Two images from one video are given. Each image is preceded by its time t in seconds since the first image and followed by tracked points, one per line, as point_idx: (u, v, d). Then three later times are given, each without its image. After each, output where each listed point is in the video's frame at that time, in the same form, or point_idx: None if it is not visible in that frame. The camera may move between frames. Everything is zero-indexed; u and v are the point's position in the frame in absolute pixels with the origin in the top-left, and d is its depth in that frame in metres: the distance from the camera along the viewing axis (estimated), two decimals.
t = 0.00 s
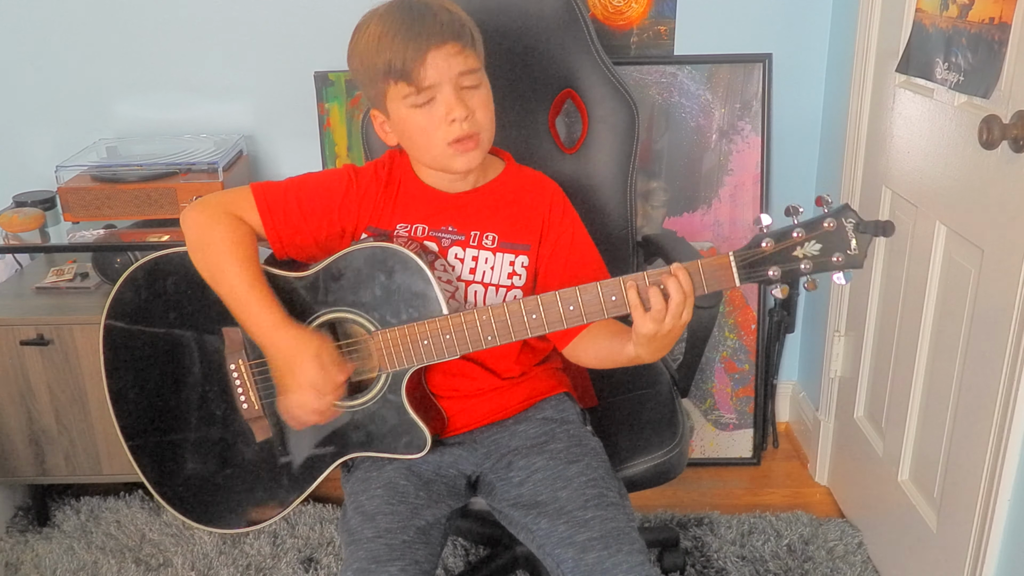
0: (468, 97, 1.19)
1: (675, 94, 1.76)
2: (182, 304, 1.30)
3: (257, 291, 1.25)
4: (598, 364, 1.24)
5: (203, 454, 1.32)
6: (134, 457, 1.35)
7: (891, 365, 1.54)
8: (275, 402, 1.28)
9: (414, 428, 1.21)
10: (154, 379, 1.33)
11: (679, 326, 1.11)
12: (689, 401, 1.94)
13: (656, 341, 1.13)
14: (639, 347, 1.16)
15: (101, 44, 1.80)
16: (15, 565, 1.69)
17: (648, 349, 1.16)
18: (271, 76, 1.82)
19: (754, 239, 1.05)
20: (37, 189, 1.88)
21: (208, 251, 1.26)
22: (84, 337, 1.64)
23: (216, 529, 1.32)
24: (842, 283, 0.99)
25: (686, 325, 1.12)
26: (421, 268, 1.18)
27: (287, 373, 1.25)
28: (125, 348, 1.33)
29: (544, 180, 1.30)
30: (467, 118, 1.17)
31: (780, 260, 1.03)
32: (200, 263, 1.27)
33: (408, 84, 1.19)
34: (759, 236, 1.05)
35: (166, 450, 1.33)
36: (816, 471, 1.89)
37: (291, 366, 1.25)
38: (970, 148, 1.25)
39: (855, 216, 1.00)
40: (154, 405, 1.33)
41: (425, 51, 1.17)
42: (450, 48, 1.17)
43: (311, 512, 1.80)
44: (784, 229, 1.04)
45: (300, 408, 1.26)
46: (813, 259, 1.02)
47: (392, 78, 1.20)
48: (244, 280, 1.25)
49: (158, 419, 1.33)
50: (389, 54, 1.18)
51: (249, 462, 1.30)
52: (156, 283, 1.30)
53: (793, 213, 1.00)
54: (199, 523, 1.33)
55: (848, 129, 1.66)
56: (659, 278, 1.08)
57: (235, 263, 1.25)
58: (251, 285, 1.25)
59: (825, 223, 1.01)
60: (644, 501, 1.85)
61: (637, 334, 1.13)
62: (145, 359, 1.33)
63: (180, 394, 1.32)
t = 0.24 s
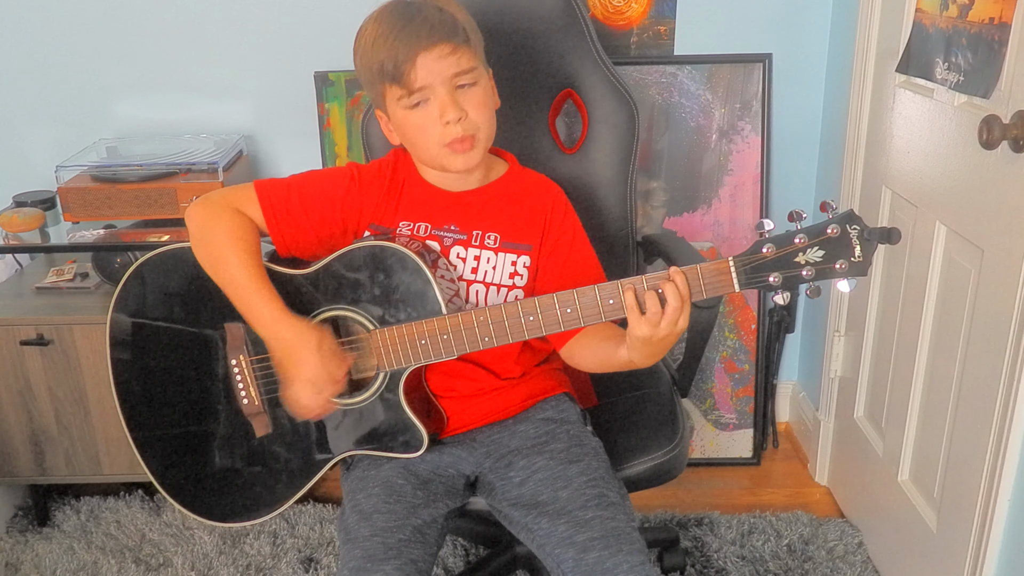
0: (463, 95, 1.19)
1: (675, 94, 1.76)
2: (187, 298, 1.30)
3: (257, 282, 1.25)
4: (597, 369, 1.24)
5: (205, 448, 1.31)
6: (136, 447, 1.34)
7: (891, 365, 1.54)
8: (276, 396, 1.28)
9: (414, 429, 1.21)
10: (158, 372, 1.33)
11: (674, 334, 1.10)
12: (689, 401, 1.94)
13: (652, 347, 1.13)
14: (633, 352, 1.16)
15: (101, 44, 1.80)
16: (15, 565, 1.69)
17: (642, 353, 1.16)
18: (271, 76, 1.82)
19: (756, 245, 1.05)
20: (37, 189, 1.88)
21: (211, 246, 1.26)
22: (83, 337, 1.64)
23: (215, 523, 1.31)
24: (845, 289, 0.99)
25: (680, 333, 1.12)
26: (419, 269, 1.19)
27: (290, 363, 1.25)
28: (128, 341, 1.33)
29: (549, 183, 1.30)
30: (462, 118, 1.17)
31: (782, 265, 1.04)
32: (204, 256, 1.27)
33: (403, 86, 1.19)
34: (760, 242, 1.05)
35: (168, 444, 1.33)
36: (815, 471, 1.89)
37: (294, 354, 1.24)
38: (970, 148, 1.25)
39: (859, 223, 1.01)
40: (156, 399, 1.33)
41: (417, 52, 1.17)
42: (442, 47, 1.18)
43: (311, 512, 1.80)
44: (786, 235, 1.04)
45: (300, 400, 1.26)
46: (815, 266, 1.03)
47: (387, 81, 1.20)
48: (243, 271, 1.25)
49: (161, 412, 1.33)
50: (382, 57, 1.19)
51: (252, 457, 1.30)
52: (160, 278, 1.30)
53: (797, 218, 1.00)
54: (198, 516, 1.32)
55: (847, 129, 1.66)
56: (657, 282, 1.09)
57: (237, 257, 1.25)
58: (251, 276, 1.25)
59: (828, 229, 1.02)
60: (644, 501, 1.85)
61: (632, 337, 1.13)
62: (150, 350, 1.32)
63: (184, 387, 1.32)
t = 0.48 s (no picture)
0: (454, 99, 1.19)
1: (675, 94, 1.76)
2: (187, 298, 1.30)
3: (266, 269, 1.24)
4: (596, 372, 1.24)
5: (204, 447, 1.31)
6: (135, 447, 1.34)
7: (892, 365, 1.54)
8: (275, 395, 1.28)
9: (415, 429, 1.21)
10: (158, 371, 1.33)
11: (678, 336, 1.10)
12: (689, 401, 1.94)
13: (656, 349, 1.13)
14: (633, 353, 1.16)
15: (101, 44, 1.79)
16: (14, 565, 1.69)
17: (642, 356, 1.15)
18: (271, 76, 1.82)
19: (760, 249, 1.04)
20: (37, 189, 1.88)
21: (217, 243, 1.25)
22: (83, 337, 1.64)
23: (213, 522, 1.31)
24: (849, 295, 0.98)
25: (684, 336, 1.11)
26: (424, 270, 1.18)
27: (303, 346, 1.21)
28: (129, 340, 1.33)
29: (551, 186, 1.30)
30: (451, 122, 1.17)
31: (786, 270, 1.03)
32: (211, 256, 1.26)
33: (393, 91, 1.20)
34: (765, 246, 1.04)
35: (168, 444, 1.33)
36: (815, 471, 1.89)
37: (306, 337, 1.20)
38: (970, 148, 1.25)
39: (863, 229, 1.00)
40: (157, 399, 1.33)
41: (405, 58, 1.18)
42: (429, 52, 1.18)
43: (311, 512, 1.80)
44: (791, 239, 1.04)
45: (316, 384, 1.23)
46: (820, 271, 1.02)
47: (379, 87, 1.22)
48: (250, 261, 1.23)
49: (160, 411, 1.33)
50: (373, 64, 1.20)
51: (253, 457, 1.30)
52: (161, 277, 1.30)
53: (800, 223, 1.00)
54: (197, 516, 1.32)
55: (847, 130, 1.66)
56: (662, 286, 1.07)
57: (244, 248, 1.24)
58: (262, 269, 1.24)
59: (832, 235, 1.00)
60: (644, 501, 1.85)
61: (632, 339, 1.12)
62: (149, 350, 1.32)
63: (183, 387, 1.32)
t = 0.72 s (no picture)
0: (453, 98, 1.19)
1: (675, 94, 1.76)
2: (186, 298, 1.30)
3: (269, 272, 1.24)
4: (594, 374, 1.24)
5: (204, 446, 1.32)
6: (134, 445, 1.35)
7: (892, 365, 1.54)
8: (275, 396, 1.28)
9: (415, 428, 1.21)
10: (156, 371, 1.33)
11: (681, 339, 1.10)
12: (689, 401, 1.94)
13: (659, 352, 1.13)
14: (636, 357, 1.16)
15: (101, 44, 1.80)
16: (15, 565, 1.69)
17: (644, 359, 1.16)
18: (271, 76, 1.82)
19: (764, 254, 1.04)
20: (37, 189, 1.88)
21: (218, 242, 1.25)
22: (83, 337, 1.64)
23: (212, 521, 1.33)
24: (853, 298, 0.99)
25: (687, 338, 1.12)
26: (427, 271, 1.18)
27: (310, 349, 1.23)
28: (128, 340, 1.33)
29: (552, 189, 1.30)
30: (449, 120, 1.17)
31: (789, 274, 1.04)
32: (210, 254, 1.26)
33: (393, 90, 1.20)
34: (768, 251, 1.04)
35: (167, 443, 1.34)
36: (816, 471, 1.89)
37: (312, 341, 1.22)
38: (970, 148, 1.25)
39: (865, 233, 1.01)
40: (156, 399, 1.34)
41: (403, 56, 1.18)
42: (428, 50, 1.18)
43: (311, 512, 1.80)
44: (793, 243, 1.04)
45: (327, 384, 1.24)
46: (822, 274, 1.03)
47: (379, 86, 1.22)
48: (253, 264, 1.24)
49: (159, 411, 1.34)
50: (373, 63, 1.21)
51: (253, 457, 1.30)
52: (160, 277, 1.30)
53: (803, 228, 1.01)
54: (196, 514, 1.34)
55: (847, 130, 1.66)
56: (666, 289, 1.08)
57: (247, 252, 1.24)
58: (263, 272, 1.24)
59: (835, 239, 1.01)
60: (644, 501, 1.85)
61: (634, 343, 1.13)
62: (148, 350, 1.33)
63: (182, 387, 1.32)
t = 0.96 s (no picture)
0: (453, 97, 1.19)
1: (675, 94, 1.77)
2: (185, 299, 1.30)
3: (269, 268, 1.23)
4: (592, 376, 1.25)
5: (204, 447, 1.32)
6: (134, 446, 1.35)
7: (892, 365, 1.54)
8: (275, 396, 1.28)
9: (414, 429, 1.20)
10: (156, 372, 1.33)
11: (678, 343, 1.10)
12: (689, 401, 1.94)
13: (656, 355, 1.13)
14: (634, 357, 1.17)
15: (101, 44, 1.80)
16: (14, 565, 1.69)
17: (642, 359, 1.16)
18: (271, 76, 1.82)
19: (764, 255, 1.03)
20: (37, 189, 1.88)
21: (220, 242, 1.25)
22: (83, 336, 1.64)
23: (213, 522, 1.33)
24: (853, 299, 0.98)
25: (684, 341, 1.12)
26: (428, 272, 1.18)
27: (316, 347, 1.21)
28: (127, 340, 1.33)
29: (554, 191, 1.30)
30: (448, 119, 1.17)
31: (790, 276, 1.03)
32: (213, 254, 1.26)
33: (394, 89, 1.21)
34: (769, 252, 1.03)
35: (167, 444, 1.34)
36: (815, 471, 1.89)
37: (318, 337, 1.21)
38: (970, 148, 1.25)
39: (866, 234, 1.00)
40: (155, 398, 1.34)
41: (405, 55, 1.18)
42: (429, 49, 1.18)
43: (311, 512, 1.80)
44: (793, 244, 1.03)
45: (327, 381, 1.23)
46: (823, 276, 1.01)
47: (382, 85, 1.22)
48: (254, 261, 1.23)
49: (159, 412, 1.34)
50: (376, 62, 1.21)
51: (251, 458, 1.30)
52: (160, 277, 1.30)
53: (803, 230, 0.99)
54: (197, 515, 1.34)
55: (847, 130, 1.66)
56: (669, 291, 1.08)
57: (249, 251, 1.23)
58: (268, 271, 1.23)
59: (836, 240, 1.00)
60: (644, 501, 1.85)
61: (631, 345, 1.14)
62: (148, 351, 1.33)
63: (182, 388, 1.32)
